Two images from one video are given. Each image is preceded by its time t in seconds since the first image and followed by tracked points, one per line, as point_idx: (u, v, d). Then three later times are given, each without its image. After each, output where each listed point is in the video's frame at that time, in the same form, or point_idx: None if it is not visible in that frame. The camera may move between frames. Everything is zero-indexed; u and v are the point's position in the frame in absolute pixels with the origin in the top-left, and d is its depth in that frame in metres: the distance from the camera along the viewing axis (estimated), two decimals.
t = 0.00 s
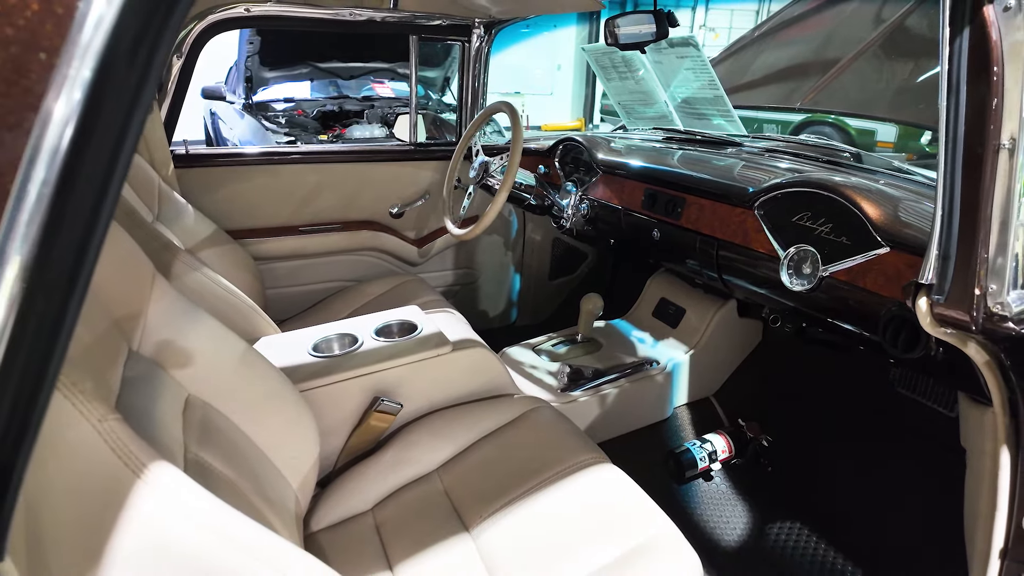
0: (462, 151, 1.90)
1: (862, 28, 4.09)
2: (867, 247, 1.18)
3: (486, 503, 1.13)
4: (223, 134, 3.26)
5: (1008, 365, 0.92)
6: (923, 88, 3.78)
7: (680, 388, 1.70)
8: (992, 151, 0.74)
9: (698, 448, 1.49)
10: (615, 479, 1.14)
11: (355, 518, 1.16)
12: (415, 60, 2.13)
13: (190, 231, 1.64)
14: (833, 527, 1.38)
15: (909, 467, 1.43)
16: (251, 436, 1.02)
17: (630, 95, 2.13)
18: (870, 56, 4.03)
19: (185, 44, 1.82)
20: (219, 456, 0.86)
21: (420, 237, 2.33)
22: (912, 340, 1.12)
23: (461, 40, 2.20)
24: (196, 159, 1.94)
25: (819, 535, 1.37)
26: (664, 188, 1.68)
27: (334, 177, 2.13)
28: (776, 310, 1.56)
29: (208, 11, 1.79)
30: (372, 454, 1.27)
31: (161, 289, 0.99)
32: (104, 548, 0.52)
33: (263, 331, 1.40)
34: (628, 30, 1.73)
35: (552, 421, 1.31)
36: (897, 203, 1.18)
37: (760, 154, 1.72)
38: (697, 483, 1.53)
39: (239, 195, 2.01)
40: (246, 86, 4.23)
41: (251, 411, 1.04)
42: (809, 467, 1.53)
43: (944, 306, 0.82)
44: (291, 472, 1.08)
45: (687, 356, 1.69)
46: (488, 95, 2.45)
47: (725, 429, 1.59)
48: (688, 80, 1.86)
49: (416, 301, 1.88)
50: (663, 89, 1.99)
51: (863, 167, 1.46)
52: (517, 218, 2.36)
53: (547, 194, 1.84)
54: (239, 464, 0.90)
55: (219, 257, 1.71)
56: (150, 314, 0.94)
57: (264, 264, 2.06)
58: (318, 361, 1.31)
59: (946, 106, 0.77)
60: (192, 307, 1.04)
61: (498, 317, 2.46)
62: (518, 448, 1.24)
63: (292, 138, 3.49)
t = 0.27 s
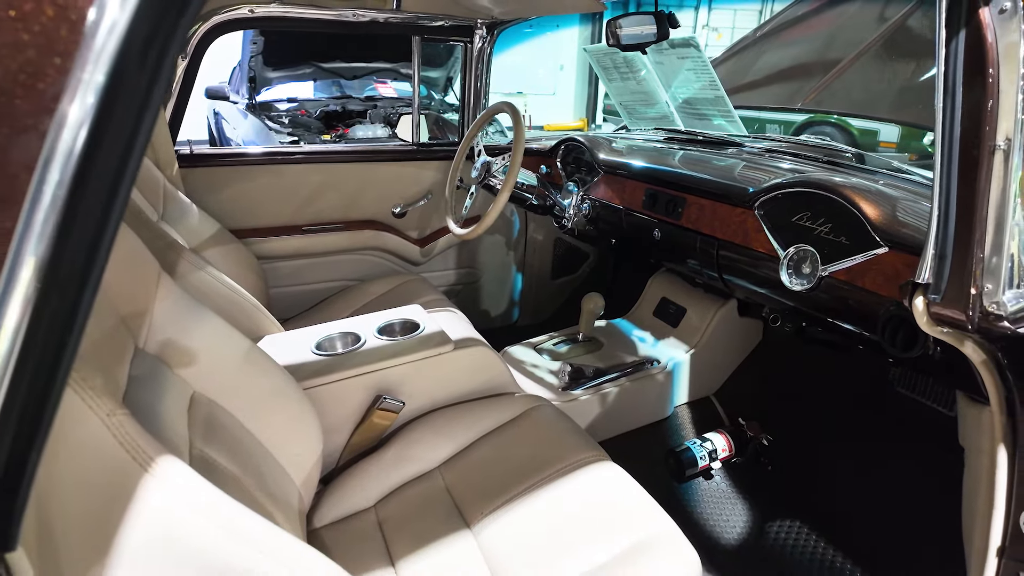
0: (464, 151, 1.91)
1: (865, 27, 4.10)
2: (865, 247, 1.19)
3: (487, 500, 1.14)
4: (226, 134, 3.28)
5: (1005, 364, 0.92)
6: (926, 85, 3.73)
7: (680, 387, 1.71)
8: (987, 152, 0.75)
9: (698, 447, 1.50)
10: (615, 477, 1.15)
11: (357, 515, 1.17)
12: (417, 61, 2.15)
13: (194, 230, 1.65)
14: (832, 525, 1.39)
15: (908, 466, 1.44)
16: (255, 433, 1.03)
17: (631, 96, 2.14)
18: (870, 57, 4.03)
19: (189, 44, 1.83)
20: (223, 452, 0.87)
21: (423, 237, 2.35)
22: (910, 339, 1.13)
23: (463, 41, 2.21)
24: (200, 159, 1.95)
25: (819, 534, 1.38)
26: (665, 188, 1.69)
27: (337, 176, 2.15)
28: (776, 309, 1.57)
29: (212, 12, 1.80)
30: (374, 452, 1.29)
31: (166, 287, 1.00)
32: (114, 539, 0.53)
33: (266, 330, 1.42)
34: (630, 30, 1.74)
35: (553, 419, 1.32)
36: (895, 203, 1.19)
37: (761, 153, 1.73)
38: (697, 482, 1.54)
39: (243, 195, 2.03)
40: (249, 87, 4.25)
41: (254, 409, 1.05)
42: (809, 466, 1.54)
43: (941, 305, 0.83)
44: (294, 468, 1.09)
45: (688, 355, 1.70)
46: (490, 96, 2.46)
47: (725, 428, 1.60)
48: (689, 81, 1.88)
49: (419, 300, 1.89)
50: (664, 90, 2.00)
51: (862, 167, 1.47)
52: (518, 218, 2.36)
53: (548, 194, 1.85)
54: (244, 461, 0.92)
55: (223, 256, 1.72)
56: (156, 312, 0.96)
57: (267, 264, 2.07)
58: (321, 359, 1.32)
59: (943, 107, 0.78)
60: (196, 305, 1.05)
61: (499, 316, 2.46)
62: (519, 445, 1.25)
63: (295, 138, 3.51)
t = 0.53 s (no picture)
0: (466, 150, 1.92)
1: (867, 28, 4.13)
2: (863, 246, 1.20)
3: (487, 496, 1.15)
4: (229, 133, 3.30)
5: (1001, 362, 0.93)
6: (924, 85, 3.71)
7: (680, 385, 1.72)
8: (982, 151, 0.76)
9: (698, 445, 1.49)
10: (613, 473, 1.16)
11: (359, 510, 1.18)
12: (419, 61, 2.20)
13: (198, 229, 1.67)
14: (831, 523, 1.40)
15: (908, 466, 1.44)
16: (258, 429, 1.04)
17: (632, 96, 2.16)
18: (870, 58, 4.02)
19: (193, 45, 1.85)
20: (227, 447, 0.88)
21: (424, 236, 2.36)
22: (907, 337, 1.14)
23: (465, 41, 2.22)
24: (203, 158, 1.97)
25: (818, 531, 1.39)
26: (665, 187, 1.70)
27: (339, 176, 2.16)
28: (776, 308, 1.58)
29: (216, 13, 1.82)
30: (376, 448, 1.30)
31: (171, 284, 1.01)
32: (121, 529, 0.55)
33: (269, 328, 1.43)
34: (632, 30, 1.74)
35: (553, 416, 1.33)
36: (892, 203, 1.20)
37: (761, 153, 1.74)
38: (697, 479, 1.55)
39: (246, 193, 2.04)
40: (253, 86, 4.27)
41: (256, 405, 1.06)
42: (809, 464, 1.55)
43: (936, 303, 0.84)
44: (296, 464, 1.11)
45: (688, 353, 1.70)
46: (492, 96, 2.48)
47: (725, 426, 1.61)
48: (690, 81, 1.89)
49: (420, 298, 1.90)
50: (665, 90, 2.02)
51: (861, 166, 1.48)
52: (520, 218, 2.38)
53: (549, 193, 1.86)
54: (247, 456, 0.93)
55: (227, 255, 1.73)
56: (161, 308, 0.97)
57: (271, 262, 2.09)
58: (323, 356, 1.33)
59: (938, 106, 0.79)
60: (200, 303, 1.06)
61: (501, 315, 2.47)
62: (519, 442, 1.26)
63: (298, 137, 3.53)
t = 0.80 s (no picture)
0: (466, 150, 1.93)
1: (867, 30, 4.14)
2: (859, 245, 1.21)
3: (486, 492, 1.17)
4: (232, 133, 3.33)
5: (994, 359, 0.94)
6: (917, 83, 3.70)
7: (678, 384, 1.73)
8: (972, 151, 0.77)
9: (696, 443, 1.50)
10: (611, 471, 1.17)
11: (360, 506, 1.20)
12: (421, 62, 2.21)
13: (200, 227, 1.68)
14: (829, 521, 1.41)
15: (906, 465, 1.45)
16: (260, 425, 1.05)
17: (631, 96, 2.18)
18: (869, 57, 4.04)
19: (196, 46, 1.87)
20: (229, 442, 0.90)
21: (425, 235, 2.36)
22: (902, 336, 1.14)
23: (466, 42, 2.23)
24: (206, 158, 1.99)
25: (815, 529, 1.40)
26: (664, 187, 1.71)
27: (341, 175, 2.17)
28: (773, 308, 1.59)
29: (219, 14, 1.84)
30: (376, 445, 1.31)
31: (175, 282, 1.03)
32: (126, 520, 0.56)
33: (271, 326, 1.45)
34: (631, 31, 1.75)
35: (553, 414, 1.34)
36: (887, 202, 1.22)
37: (759, 153, 1.75)
38: (696, 477, 1.56)
39: (249, 193, 2.06)
40: (256, 86, 4.30)
41: (258, 402, 1.08)
42: (807, 462, 1.56)
43: (929, 301, 0.86)
44: (298, 460, 1.12)
45: (686, 352, 1.72)
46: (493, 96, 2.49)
47: (724, 424, 1.61)
48: (688, 81, 1.91)
49: (421, 297, 1.92)
50: (664, 90, 2.04)
51: (858, 167, 1.49)
52: (520, 217, 2.39)
53: (549, 193, 1.87)
54: (249, 451, 0.94)
55: (229, 254, 1.75)
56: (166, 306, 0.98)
57: (273, 261, 2.10)
58: (324, 354, 1.35)
59: (928, 106, 0.80)
60: (203, 300, 1.07)
61: (501, 314, 2.48)
62: (518, 440, 1.27)
63: (301, 137, 3.55)
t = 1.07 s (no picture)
0: (467, 150, 1.94)
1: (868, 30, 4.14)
2: (855, 244, 1.22)
3: (485, 488, 1.18)
4: (235, 134, 3.35)
5: (988, 357, 0.95)
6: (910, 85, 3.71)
7: (677, 383, 1.74)
8: (963, 151, 0.78)
9: (695, 441, 1.51)
10: (609, 468, 1.18)
11: (360, 502, 1.21)
12: (422, 63, 2.23)
13: (203, 227, 1.70)
14: (825, 519, 1.42)
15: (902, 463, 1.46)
16: (262, 422, 1.07)
17: (631, 96, 2.19)
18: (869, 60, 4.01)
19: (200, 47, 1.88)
20: (232, 438, 0.91)
21: (426, 235, 2.37)
22: (896, 335, 1.17)
23: (467, 42, 2.24)
24: (209, 158, 2.00)
25: (812, 526, 1.41)
26: (663, 187, 1.72)
27: (342, 175, 2.19)
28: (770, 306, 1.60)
29: (222, 15, 1.85)
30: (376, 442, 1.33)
31: (178, 280, 1.04)
32: (130, 511, 0.58)
33: (273, 324, 1.46)
34: (631, 33, 1.76)
35: (552, 412, 1.35)
36: (883, 201, 1.23)
37: (757, 153, 1.76)
38: (694, 475, 1.57)
39: (251, 193, 2.08)
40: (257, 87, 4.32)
41: (260, 398, 1.09)
42: (804, 461, 1.57)
43: (921, 299, 0.87)
44: (299, 457, 1.14)
45: (685, 351, 1.73)
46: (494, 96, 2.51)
47: (722, 423, 1.63)
48: (688, 82, 1.92)
49: (422, 296, 1.93)
50: (664, 91, 2.04)
51: (855, 167, 1.50)
52: (521, 217, 2.40)
53: (549, 193, 1.88)
54: (251, 447, 0.95)
55: (232, 253, 1.77)
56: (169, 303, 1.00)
57: (275, 260, 2.12)
58: (325, 352, 1.36)
59: (920, 107, 0.81)
60: (205, 299, 1.09)
61: (502, 314, 2.50)
62: (517, 437, 1.28)
63: (303, 137, 3.58)
